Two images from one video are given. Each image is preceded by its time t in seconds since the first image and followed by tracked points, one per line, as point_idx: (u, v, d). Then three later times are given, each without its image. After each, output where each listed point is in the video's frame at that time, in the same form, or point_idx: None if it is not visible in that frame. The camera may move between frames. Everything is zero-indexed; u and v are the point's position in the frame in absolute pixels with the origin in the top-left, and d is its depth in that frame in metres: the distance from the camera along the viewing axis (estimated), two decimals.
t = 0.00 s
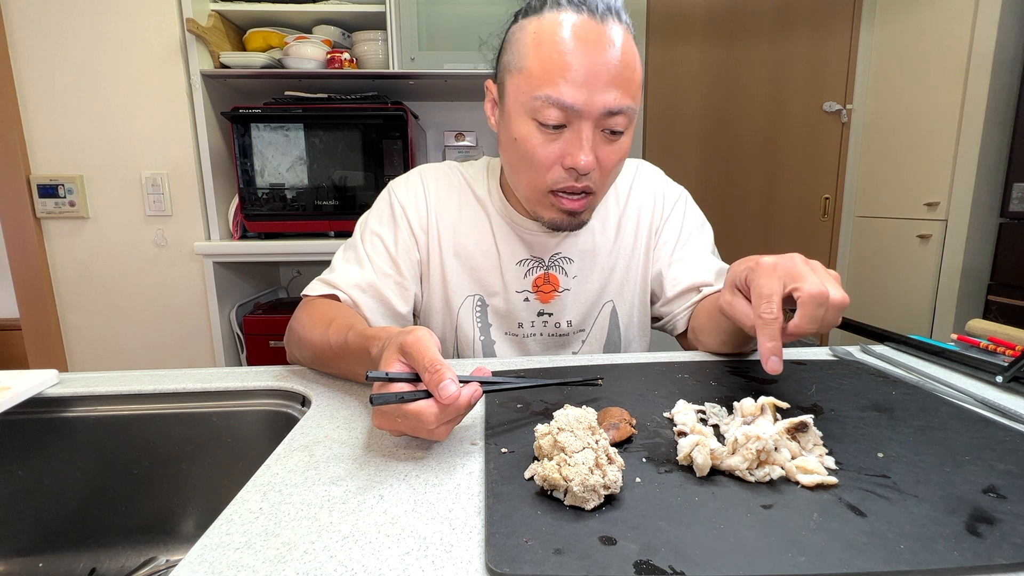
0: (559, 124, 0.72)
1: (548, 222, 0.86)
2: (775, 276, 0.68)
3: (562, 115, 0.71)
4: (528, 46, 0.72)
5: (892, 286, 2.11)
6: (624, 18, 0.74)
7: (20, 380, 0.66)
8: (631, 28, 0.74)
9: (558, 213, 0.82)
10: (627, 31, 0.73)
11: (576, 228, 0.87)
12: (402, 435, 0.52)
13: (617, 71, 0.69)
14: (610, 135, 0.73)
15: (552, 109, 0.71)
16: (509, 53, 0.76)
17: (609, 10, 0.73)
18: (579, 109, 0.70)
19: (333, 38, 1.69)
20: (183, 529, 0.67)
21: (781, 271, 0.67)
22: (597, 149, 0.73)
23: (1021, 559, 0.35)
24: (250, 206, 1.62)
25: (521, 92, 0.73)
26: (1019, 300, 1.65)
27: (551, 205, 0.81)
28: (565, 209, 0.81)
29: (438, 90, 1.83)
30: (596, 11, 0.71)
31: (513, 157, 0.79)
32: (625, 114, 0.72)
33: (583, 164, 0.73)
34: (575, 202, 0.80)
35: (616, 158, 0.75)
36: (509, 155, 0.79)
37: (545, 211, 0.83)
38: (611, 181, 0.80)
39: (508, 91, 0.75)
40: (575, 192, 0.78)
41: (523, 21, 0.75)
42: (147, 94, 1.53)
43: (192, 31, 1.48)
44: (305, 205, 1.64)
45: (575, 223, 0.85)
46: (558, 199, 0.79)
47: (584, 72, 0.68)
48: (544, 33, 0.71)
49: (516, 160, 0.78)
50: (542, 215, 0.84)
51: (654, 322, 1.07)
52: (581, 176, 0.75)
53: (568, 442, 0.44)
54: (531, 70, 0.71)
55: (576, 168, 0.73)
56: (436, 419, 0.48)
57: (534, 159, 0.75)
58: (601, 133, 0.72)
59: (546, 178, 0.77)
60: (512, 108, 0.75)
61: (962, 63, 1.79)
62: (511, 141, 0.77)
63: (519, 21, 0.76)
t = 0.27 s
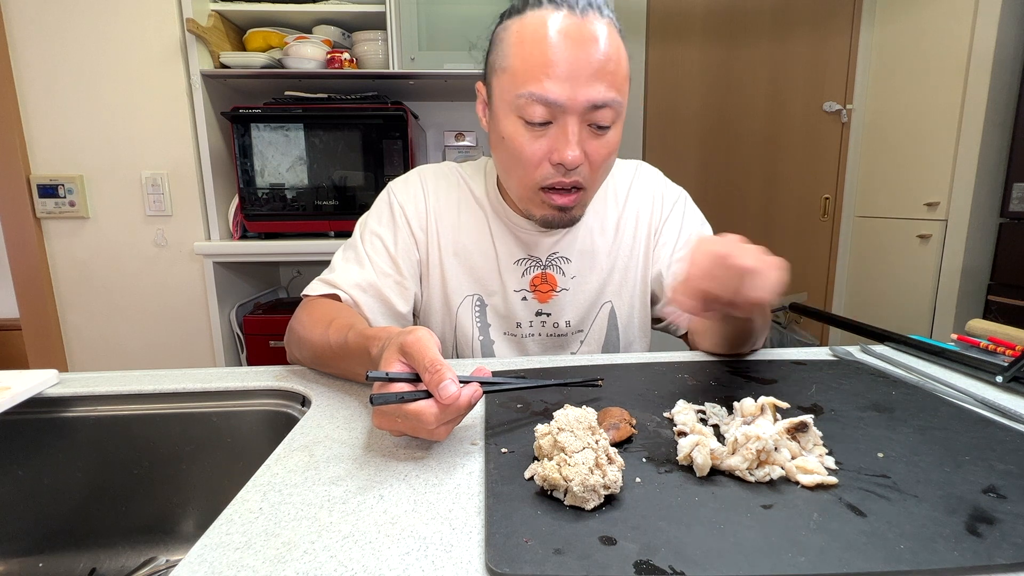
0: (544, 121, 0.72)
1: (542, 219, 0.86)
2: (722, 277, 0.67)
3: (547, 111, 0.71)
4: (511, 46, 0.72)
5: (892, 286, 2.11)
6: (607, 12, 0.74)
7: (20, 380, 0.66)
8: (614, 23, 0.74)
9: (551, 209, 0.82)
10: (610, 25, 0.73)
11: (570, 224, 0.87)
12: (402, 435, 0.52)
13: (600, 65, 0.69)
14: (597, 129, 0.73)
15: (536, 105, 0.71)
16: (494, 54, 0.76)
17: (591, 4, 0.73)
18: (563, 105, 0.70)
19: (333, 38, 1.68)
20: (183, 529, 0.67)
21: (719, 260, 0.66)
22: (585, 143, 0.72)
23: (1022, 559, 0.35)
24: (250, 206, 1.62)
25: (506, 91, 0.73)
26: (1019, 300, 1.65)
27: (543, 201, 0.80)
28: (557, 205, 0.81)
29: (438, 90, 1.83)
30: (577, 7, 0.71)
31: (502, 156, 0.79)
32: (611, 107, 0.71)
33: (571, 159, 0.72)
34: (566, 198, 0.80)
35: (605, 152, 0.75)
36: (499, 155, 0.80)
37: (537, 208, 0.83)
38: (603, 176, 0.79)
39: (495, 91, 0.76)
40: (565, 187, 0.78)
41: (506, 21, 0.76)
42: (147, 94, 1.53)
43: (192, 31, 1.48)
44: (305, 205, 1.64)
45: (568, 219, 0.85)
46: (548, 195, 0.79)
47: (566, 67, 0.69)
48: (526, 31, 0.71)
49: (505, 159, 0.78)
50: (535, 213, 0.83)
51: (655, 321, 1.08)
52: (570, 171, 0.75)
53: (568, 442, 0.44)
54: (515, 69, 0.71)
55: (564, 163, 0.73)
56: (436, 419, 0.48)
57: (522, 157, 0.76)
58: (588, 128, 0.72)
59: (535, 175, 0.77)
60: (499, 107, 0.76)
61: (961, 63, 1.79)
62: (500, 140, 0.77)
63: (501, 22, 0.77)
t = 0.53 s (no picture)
0: (519, 108, 0.72)
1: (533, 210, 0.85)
2: (564, 315, 0.79)
3: (520, 98, 0.71)
4: (480, 39, 0.73)
5: (893, 286, 2.11)
6: None
7: (20, 380, 0.65)
8: (581, 6, 0.75)
9: (539, 199, 0.81)
10: (575, 8, 0.73)
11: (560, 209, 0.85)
12: (402, 435, 0.52)
13: (567, 46, 0.70)
14: (574, 110, 0.73)
15: (509, 93, 0.71)
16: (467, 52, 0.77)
17: None
18: (535, 90, 0.70)
19: (333, 38, 1.68)
20: (183, 529, 0.67)
21: (539, 302, 0.78)
22: (562, 125, 0.72)
23: (1021, 559, 0.35)
24: (250, 206, 1.62)
25: (480, 84, 0.74)
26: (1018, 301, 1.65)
27: (529, 189, 0.79)
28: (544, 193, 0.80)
29: (438, 90, 1.83)
30: None
31: (485, 149, 0.79)
32: (585, 85, 0.71)
33: (549, 142, 0.72)
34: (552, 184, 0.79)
35: (585, 134, 0.74)
36: (481, 148, 0.80)
37: (526, 199, 0.82)
38: (588, 159, 0.78)
39: (471, 84, 0.77)
40: (550, 173, 0.77)
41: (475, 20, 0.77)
42: (146, 94, 1.53)
43: (192, 31, 1.48)
44: (305, 205, 1.64)
45: (558, 204, 0.84)
46: (534, 183, 0.78)
47: (535, 51, 0.69)
48: (494, 20, 0.72)
49: (487, 150, 0.78)
50: (524, 204, 0.83)
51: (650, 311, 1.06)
52: (551, 155, 0.74)
53: (568, 442, 0.44)
54: (486, 59, 0.72)
55: (544, 147, 0.73)
56: (436, 419, 0.48)
57: (502, 145, 0.75)
58: (564, 110, 0.72)
59: (518, 165, 0.76)
60: (477, 102, 0.76)
61: (961, 63, 1.79)
62: (481, 134, 0.78)
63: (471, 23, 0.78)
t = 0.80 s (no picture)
0: (513, 105, 0.72)
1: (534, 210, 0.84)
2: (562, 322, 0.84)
3: (514, 95, 0.72)
4: (474, 41, 0.74)
5: (893, 286, 2.11)
6: None
7: (20, 380, 0.65)
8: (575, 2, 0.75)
9: (539, 198, 0.80)
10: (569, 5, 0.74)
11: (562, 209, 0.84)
12: (402, 435, 0.52)
13: (558, 41, 0.70)
14: (569, 106, 0.73)
15: (503, 91, 0.72)
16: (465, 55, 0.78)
17: None
18: (528, 86, 0.71)
19: (333, 38, 1.68)
20: (183, 529, 0.67)
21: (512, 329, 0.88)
22: (556, 121, 0.72)
23: (1021, 559, 0.35)
24: (250, 206, 1.62)
25: (476, 84, 0.74)
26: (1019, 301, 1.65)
27: (528, 189, 0.79)
28: (543, 192, 0.79)
29: (438, 90, 1.83)
30: None
31: (484, 150, 0.80)
32: (578, 80, 0.71)
33: (544, 139, 0.72)
34: (551, 182, 0.78)
35: (580, 128, 0.74)
36: (480, 148, 0.80)
37: (525, 199, 0.81)
38: (587, 155, 0.78)
39: (468, 85, 0.77)
40: (547, 171, 0.77)
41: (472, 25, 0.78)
42: (146, 94, 1.53)
43: (192, 31, 1.48)
44: (305, 205, 1.64)
45: (560, 205, 0.82)
46: (532, 182, 0.78)
47: (526, 48, 0.70)
48: (488, 21, 0.73)
49: (485, 150, 0.79)
50: (525, 204, 0.82)
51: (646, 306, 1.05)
52: (547, 152, 0.74)
53: (568, 442, 0.44)
54: (479, 59, 0.73)
55: (539, 145, 0.73)
56: (436, 419, 0.48)
57: (498, 144, 0.75)
58: (558, 106, 0.72)
59: (514, 164, 0.76)
60: (474, 103, 0.77)
61: (961, 63, 1.79)
62: (479, 135, 0.78)
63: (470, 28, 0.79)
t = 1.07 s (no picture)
0: (537, 117, 0.72)
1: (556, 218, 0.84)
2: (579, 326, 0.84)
3: (537, 107, 0.71)
4: (498, 50, 0.73)
5: (893, 286, 2.11)
6: None
7: (19, 381, 0.65)
8: (602, 8, 0.73)
9: (561, 208, 0.80)
10: (597, 11, 0.72)
11: (585, 219, 0.84)
12: (402, 435, 0.52)
13: (584, 53, 0.69)
14: (594, 118, 0.71)
15: (526, 103, 0.71)
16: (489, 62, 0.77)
17: None
18: (552, 98, 0.70)
19: (333, 38, 1.68)
20: (183, 529, 0.67)
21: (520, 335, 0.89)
22: (581, 134, 0.71)
23: (1021, 559, 0.35)
24: (250, 206, 1.62)
25: (498, 94, 0.74)
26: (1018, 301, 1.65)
27: (550, 200, 0.79)
28: (565, 202, 0.79)
29: (438, 90, 1.83)
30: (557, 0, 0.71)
31: (507, 159, 0.79)
32: (604, 92, 0.70)
33: (568, 152, 0.71)
34: (573, 194, 0.78)
35: (605, 141, 0.73)
36: (503, 157, 0.80)
37: (548, 207, 0.81)
38: (612, 166, 0.77)
39: (492, 94, 0.77)
40: (570, 183, 0.76)
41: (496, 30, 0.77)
42: (146, 94, 1.53)
43: (192, 31, 1.48)
44: (305, 205, 1.64)
45: (582, 214, 0.82)
46: (554, 193, 0.78)
47: (551, 59, 0.68)
48: (512, 29, 0.71)
49: (508, 160, 0.78)
50: (547, 213, 0.82)
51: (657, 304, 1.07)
52: (571, 165, 0.73)
53: (568, 442, 0.44)
54: (504, 70, 0.72)
55: (562, 158, 0.72)
56: (437, 419, 0.48)
57: (521, 157, 0.75)
58: (583, 118, 0.71)
59: (537, 175, 0.76)
60: (497, 112, 0.76)
61: (961, 63, 1.79)
62: (502, 144, 0.78)
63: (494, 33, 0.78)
